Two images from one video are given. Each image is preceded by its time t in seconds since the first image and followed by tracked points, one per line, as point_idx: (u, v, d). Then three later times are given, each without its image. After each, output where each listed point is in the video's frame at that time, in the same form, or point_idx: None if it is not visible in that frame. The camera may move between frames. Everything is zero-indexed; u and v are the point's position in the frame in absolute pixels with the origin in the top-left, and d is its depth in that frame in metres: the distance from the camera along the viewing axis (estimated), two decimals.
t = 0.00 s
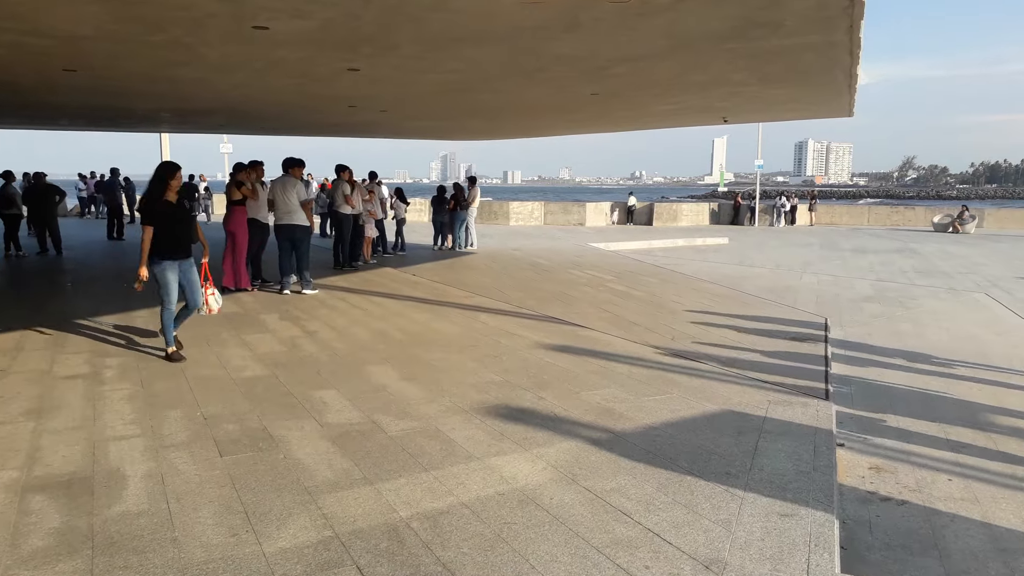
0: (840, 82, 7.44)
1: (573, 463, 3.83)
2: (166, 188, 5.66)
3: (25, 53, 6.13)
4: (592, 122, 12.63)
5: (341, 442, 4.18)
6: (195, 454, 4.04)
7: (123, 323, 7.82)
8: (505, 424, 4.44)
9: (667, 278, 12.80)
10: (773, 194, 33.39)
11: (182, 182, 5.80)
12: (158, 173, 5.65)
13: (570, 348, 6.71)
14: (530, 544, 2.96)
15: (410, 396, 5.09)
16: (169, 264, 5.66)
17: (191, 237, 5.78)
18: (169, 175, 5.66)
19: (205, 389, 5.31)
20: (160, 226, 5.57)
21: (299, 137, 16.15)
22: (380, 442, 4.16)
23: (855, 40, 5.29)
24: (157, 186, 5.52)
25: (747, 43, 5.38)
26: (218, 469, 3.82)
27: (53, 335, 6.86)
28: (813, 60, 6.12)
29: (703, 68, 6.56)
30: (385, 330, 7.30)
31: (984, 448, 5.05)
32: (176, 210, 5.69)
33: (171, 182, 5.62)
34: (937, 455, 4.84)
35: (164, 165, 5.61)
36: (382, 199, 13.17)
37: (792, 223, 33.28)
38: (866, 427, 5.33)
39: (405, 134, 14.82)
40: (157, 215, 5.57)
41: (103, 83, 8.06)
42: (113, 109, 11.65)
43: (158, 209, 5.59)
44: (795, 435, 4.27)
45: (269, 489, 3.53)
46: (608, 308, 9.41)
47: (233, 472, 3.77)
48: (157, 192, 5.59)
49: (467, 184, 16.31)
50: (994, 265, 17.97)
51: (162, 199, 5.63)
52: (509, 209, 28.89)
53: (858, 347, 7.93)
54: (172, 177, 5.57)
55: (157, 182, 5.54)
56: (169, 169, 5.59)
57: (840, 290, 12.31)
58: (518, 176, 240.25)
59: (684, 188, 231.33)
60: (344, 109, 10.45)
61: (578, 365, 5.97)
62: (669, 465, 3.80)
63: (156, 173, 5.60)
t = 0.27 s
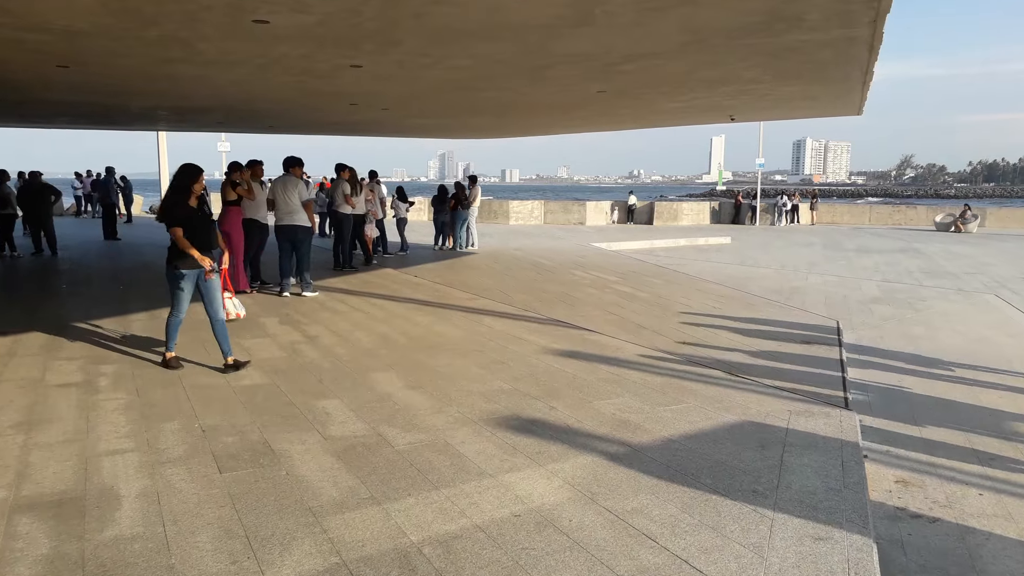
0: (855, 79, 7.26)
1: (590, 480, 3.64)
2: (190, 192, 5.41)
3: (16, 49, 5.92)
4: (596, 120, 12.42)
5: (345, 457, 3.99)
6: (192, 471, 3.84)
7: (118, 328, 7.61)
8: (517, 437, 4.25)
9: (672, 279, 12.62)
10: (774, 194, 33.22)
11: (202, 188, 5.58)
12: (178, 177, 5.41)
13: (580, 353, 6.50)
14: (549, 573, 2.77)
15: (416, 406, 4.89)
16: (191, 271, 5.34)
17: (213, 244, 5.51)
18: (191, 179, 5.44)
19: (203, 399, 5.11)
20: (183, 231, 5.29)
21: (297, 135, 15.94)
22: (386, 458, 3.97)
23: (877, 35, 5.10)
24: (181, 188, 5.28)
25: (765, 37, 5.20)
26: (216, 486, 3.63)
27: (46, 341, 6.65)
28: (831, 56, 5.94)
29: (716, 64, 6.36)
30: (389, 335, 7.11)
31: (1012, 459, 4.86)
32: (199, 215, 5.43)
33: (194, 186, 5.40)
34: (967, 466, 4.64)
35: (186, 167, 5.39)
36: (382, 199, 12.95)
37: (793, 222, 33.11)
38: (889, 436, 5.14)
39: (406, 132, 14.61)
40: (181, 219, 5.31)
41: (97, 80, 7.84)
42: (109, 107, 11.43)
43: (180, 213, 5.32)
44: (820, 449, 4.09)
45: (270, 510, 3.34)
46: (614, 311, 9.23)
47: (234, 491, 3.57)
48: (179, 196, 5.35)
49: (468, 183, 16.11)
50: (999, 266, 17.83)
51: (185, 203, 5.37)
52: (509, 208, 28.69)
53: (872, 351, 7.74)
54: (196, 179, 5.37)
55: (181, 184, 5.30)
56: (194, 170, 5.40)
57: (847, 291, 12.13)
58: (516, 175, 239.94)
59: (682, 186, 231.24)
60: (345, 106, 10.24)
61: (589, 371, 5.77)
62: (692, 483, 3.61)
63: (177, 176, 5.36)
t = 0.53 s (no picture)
0: (859, 77, 7.11)
1: (597, 497, 3.43)
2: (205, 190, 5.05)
3: None
4: (592, 119, 12.23)
5: (336, 472, 3.77)
6: (174, 489, 3.60)
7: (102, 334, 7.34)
8: (518, 449, 4.04)
9: (669, 280, 12.45)
10: (768, 194, 33.17)
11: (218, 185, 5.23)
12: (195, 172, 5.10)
13: (579, 359, 6.30)
14: None
15: (411, 416, 4.68)
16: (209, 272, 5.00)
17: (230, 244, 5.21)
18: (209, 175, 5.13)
19: (187, 410, 4.86)
20: (199, 229, 4.99)
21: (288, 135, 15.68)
22: (381, 474, 3.74)
23: (889, 29, 4.94)
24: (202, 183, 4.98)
25: (773, 30, 5.02)
26: (198, 506, 3.40)
27: (25, 347, 6.40)
28: (838, 51, 5.78)
29: (719, 60, 6.19)
30: (382, 340, 6.89)
31: None
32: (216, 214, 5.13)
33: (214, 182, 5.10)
34: (985, 476, 4.46)
35: (202, 163, 5.10)
36: (374, 199, 12.72)
37: (787, 222, 33.06)
38: (902, 444, 4.96)
39: (398, 131, 14.38)
40: (198, 217, 4.98)
41: (80, 76, 7.59)
42: (94, 105, 11.14)
43: (197, 210, 5.01)
44: (836, 460, 3.91)
45: (256, 533, 3.12)
46: (612, 313, 9.04)
47: (218, 512, 3.34)
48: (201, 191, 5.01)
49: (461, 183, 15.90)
50: (994, 265, 17.78)
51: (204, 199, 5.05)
52: (503, 208, 28.49)
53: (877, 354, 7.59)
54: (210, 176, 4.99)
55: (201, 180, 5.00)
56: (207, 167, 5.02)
57: (846, 292, 12.00)
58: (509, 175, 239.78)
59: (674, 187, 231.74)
60: (336, 104, 10.00)
61: (590, 378, 5.57)
62: (705, 500, 3.41)
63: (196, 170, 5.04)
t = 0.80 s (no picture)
0: (862, 73, 6.97)
1: (604, 512, 3.24)
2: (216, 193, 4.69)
3: None
4: (588, 118, 12.06)
5: (327, 486, 3.57)
6: (154, 504, 3.38)
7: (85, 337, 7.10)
8: (519, 460, 3.85)
9: (666, 281, 12.29)
10: (762, 194, 33.10)
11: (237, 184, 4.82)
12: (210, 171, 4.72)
13: (579, 362, 6.11)
14: None
15: (406, 424, 4.47)
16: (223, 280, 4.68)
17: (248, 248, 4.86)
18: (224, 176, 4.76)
19: (171, 418, 4.64)
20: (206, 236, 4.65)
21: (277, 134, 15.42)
22: (375, 487, 3.54)
23: (899, 21, 4.78)
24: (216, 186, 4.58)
25: (780, 23, 4.85)
26: (179, 524, 3.19)
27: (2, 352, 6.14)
28: (844, 46, 5.62)
29: (722, 55, 6.03)
30: (375, 343, 6.67)
31: None
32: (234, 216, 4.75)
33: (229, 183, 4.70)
34: (1003, 484, 4.30)
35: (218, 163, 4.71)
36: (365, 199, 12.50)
37: (780, 223, 33.01)
38: (915, 450, 4.79)
39: (390, 130, 14.15)
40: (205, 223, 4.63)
41: (60, 72, 7.33)
42: (79, 102, 10.89)
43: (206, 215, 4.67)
44: (851, 471, 3.74)
45: (240, 554, 2.91)
46: (610, 315, 8.86)
47: (201, 530, 3.13)
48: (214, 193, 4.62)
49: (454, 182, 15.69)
50: (989, 265, 17.73)
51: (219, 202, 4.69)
52: (495, 209, 28.28)
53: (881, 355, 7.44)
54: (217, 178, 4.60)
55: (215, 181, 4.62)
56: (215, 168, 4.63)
57: (844, 293, 11.88)
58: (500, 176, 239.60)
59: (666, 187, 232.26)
60: (328, 102, 9.79)
61: (591, 383, 5.39)
62: (719, 515, 3.23)
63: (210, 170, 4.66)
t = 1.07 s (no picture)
0: (874, 71, 6.76)
1: (613, 540, 3.04)
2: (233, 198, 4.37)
3: None
4: (589, 117, 11.86)
5: (320, 510, 3.36)
6: (136, 531, 3.18)
7: (74, 344, 6.90)
8: (522, 481, 3.64)
9: (668, 283, 12.10)
10: (763, 194, 32.88)
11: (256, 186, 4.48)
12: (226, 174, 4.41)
13: (582, 371, 5.91)
14: None
15: (403, 440, 4.27)
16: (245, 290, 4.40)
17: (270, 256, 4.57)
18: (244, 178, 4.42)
19: (158, 434, 4.44)
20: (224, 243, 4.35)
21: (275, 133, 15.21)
22: (371, 511, 3.34)
23: (918, 17, 4.58)
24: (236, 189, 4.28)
25: (794, 18, 4.64)
26: (160, 554, 2.99)
27: None
28: (858, 43, 5.42)
29: (731, 53, 5.82)
30: (372, 351, 6.47)
31: None
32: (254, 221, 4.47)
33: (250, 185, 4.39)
34: None
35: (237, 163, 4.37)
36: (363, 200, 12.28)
37: (782, 222, 32.80)
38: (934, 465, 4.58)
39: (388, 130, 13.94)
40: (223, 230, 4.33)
41: (48, 70, 7.12)
42: (71, 102, 10.68)
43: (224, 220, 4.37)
44: (873, 492, 3.54)
45: None
46: (613, 319, 8.66)
47: (186, 559, 2.93)
48: (234, 198, 4.32)
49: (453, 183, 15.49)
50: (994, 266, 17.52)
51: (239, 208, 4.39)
52: (495, 208, 28.07)
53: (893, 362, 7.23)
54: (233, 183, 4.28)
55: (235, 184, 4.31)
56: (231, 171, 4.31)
57: (850, 296, 11.68)
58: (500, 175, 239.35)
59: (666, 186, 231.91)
60: (324, 101, 9.59)
61: (596, 394, 5.18)
62: (737, 543, 3.04)
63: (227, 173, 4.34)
